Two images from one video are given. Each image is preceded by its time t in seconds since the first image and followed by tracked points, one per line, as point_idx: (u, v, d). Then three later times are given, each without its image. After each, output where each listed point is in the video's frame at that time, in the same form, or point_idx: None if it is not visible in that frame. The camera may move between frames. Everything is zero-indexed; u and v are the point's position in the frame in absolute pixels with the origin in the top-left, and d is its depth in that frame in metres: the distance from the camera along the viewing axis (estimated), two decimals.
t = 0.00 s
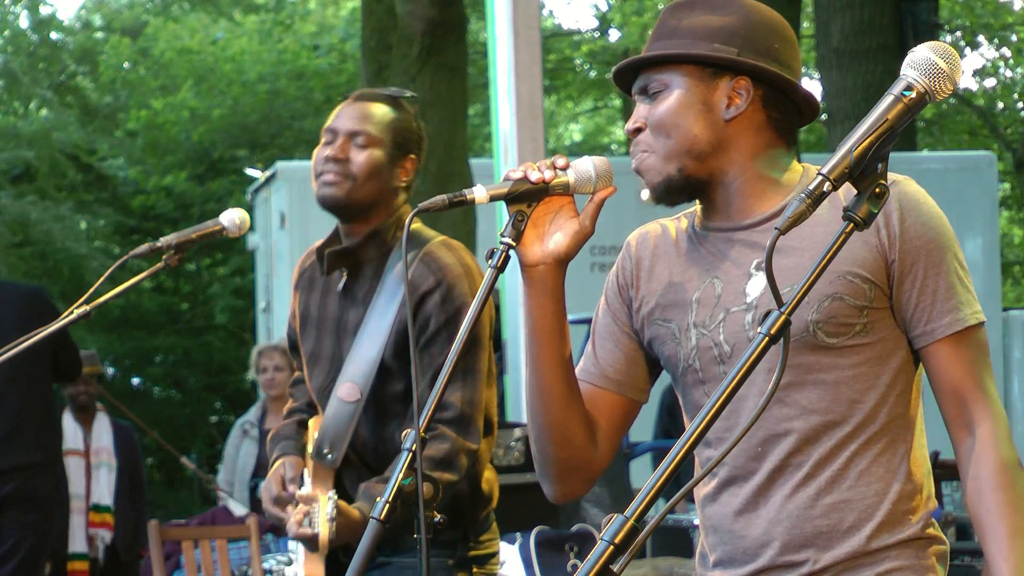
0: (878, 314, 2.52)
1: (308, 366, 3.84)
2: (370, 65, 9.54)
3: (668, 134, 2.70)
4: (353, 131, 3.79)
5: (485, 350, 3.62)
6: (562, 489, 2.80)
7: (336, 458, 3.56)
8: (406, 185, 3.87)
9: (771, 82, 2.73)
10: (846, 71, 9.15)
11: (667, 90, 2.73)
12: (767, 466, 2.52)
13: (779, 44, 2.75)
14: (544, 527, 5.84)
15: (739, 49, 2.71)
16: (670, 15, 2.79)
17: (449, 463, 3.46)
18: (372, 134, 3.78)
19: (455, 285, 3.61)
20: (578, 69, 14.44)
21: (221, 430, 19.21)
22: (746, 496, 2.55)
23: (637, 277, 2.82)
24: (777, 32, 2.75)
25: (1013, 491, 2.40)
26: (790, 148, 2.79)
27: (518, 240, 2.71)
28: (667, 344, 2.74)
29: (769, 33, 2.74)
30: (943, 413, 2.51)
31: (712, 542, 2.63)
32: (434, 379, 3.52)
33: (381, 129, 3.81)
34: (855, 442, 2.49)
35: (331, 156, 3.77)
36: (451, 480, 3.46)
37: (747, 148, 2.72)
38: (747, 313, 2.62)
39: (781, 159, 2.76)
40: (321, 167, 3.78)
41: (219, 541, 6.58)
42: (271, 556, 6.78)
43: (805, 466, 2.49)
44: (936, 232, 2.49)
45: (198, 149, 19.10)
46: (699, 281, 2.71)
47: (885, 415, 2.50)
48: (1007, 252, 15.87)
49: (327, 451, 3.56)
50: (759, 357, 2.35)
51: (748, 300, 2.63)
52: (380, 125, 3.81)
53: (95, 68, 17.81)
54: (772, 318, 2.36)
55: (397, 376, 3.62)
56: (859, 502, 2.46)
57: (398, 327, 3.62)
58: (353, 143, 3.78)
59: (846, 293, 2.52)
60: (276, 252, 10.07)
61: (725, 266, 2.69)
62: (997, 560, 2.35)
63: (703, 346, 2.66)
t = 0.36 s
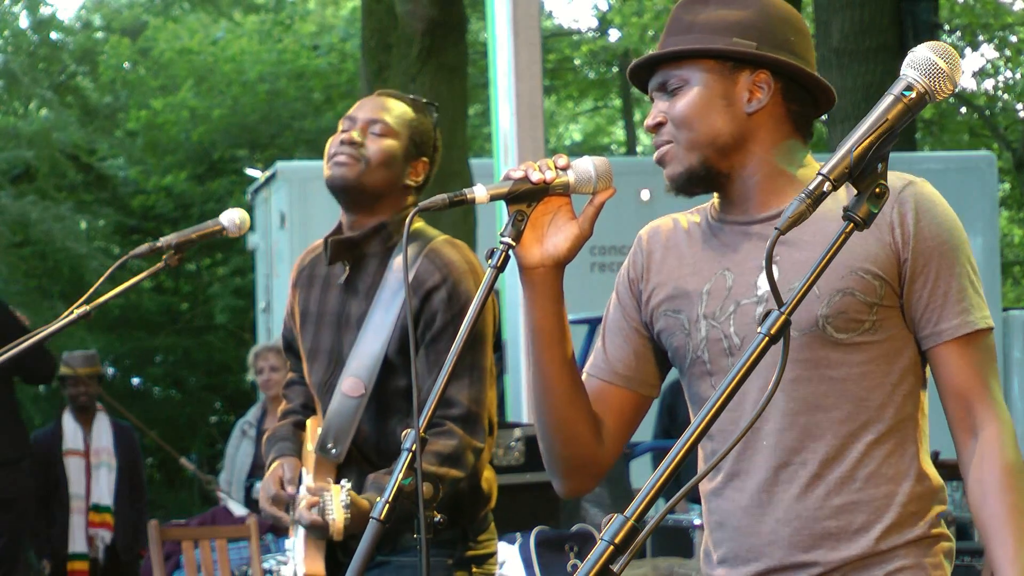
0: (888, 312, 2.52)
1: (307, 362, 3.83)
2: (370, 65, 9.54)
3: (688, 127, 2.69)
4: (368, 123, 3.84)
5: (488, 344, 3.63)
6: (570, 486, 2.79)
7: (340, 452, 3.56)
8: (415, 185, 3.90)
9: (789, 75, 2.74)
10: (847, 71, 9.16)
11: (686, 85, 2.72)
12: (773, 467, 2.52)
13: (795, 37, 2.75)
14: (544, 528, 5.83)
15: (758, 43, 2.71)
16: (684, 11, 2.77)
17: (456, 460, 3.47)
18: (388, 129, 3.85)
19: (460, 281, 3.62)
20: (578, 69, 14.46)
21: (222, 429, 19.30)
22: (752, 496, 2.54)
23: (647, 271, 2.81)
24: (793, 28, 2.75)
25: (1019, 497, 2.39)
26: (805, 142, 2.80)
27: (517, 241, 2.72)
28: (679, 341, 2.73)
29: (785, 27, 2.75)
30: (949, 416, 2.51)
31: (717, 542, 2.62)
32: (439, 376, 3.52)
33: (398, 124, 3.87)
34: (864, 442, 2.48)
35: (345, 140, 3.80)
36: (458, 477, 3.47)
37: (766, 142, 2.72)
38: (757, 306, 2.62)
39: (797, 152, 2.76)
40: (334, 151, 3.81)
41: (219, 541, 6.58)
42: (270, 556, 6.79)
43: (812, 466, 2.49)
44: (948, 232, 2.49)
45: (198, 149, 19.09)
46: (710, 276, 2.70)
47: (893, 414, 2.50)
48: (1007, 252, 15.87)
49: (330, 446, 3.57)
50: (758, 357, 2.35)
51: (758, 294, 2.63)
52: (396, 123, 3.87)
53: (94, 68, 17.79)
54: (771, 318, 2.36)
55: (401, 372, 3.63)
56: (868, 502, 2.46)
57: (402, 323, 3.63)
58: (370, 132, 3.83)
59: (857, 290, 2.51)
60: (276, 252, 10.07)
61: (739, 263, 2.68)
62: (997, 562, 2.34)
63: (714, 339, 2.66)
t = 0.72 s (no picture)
0: (890, 316, 2.54)
1: (310, 368, 3.85)
2: (370, 66, 9.54)
3: (684, 134, 2.68)
4: (335, 153, 3.75)
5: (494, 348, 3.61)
6: (562, 498, 2.80)
7: (346, 457, 3.58)
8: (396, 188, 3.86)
9: (773, 86, 2.78)
10: (846, 71, 9.17)
11: (677, 97, 2.71)
12: (794, 477, 2.53)
13: (773, 52, 2.81)
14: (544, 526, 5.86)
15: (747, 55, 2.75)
16: (661, 25, 2.77)
17: (465, 462, 3.49)
18: (354, 149, 3.75)
19: (463, 283, 3.62)
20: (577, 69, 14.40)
21: (221, 429, 19.23)
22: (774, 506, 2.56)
23: (644, 292, 2.82)
24: (767, 43, 2.81)
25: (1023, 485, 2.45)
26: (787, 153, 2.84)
27: (522, 242, 2.71)
28: (680, 356, 2.75)
29: (762, 45, 2.80)
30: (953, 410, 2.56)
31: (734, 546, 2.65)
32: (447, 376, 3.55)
33: (360, 139, 3.78)
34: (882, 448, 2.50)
35: (324, 186, 3.72)
36: (467, 480, 3.48)
37: (758, 154, 2.75)
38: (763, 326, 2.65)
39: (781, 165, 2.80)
40: (317, 202, 3.74)
41: (219, 541, 6.58)
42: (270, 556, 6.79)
43: (834, 475, 2.50)
44: (941, 229, 2.53)
45: (198, 149, 19.15)
46: (711, 297, 2.73)
47: (908, 414, 2.52)
48: (1007, 252, 15.87)
49: (337, 451, 3.58)
50: (757, 358, 2.35)
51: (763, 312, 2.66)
52: (358, 133, 3.78)
53: (94, 68, 17.78)
54: (771, 318, 2.36)
55: (407, 374, 3.63)
56: (891, 506, 2.48)
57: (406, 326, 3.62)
58: (341, 165, 3.75)
59: (862, 297, 2.53)
60: (276, 252, 10.07)
61: (740, 283, 2.71)
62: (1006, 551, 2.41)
63: (721, 364, 2.68)
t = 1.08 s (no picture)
0: (876, 305, 2.55)
1: (312, 360, 3.84)
2: (370, 66, 9.54)
3: (653, 148, 2.70)
4: (363, 128, 3.78)
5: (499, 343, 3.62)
6: (557, 506, 2.80)
7: (351, 445, 3.57)
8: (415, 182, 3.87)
9: (744, 94, 2.80)
10: (846, 72, 9.16)
11: (648, 106, 2.73)
12: (789, 475, 2.53)
13: (748, 60, 2.82)
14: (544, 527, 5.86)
15: (716, 63, 2.76)
16: (635, 33, 2.79)
17: (470, 452, 3.49)
18: (383, 129, 3.78)
19: (474, 277, 3.63)
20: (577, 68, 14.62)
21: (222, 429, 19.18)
22: (773, 506, 2.55)
23: (626, 296, 2.84)
24: (741, 48, 2.81)
25: None
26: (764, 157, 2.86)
27: (523, 243, 2.69)
28: (669, 361, 2.75)
29: (737, 49, 2.81)
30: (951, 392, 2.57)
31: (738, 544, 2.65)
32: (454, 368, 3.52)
33: (393, 124, 3.82)
34: (877, 438, 2.50)
35: (346, 154, 3.75)
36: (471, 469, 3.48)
37: (732, 162, 2.76)
38: (749, 322, 2.64)
39: (759, 167, 2.81)
40: (336, 168, 3.76)
41: (219, 541, 6.57)
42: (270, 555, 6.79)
43: (832, 467, 2.50)
44: (922, 214, 2.53)
45: (198, 149, 19.10)
46: (694, 296, 2.73)
47: (900, 401, 2.52)
48: (1007, 253, 15.87)
49: (342, 439, 3.57)
50: (759, 357, 2.35)
51: (748, 308, 2.66)
52: (390, 117, 3.82)
53: (94, 68, 17.77)
54: (771, 318, 2.35)
55: (412, 367, 3.66)
56: (891, 497, 2.48)
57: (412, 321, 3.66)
58: (368, 140, 3.77)
59: (847, 285, 2.54)
60: (276, 252, 10.06)
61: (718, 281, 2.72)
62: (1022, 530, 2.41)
63: (709, 360, 2.68)
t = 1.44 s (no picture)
0: (859, 285, 2.55)
1: (312, 352, 3.85)
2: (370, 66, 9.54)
3: (653, 151, 2.69)
4: (393, 115, 3.88)
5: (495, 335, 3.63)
6: (564, 498, 2.82)
7: (346, 436, 3.58)
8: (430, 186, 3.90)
9: (738, 81, 2.77)
10: (846, 71, 9.16)
11: (643, 110, 2.73)
12: (755, 456, 2.56)
13: (736, 41, 2.80)
14: (544, 527, 5.85)
15: (704, 53, 2.74)
16: (619, 34, 2.79)
17: (466, 446, 3.48)
18: (410, 121, 3.87)
19: (472, 272, 3.64)
20: (578, 69, 14.65)
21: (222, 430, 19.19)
22: (746, 488, 2.58)
23: (618, 274, 2.84)
24: (730, 33, 2.80)
25: (1002, 447, 2.41)
26: (761, 136, 2.83)
27: (524, 243, 2.70)
28: (657, 343, 2.75)
29: (728, 37, 2.79)
30: (933, 378, 2.53)
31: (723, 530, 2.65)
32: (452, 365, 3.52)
33: (422, 119, 3.91)
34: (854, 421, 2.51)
35: (369, 128, 3.84)
36: (467, 463, 3.48)
37: (730, 150, 2.74)
38: (731, 298, 2.63)
39: (756, 153, 2.78)
40: (356, 137, 3.84)
41: (219, 541, 6.59)
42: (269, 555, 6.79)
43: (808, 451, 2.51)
44: (912, 201, 2.52)
45: (198, 149, 19.09)
46: (678, 272, 2.73)
47: (877, 386, 2.53)
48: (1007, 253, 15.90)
49: (337, 430, 3.59)
50: (759, 356, 2.35)
51: (730, 282, 2.64)
52: (423, 117, 3.91)
53: (94, 68, 17.78)
54: (772, 318, 2.36)
55: (408, 361, 3.66)
56: (865, 484, 2.49)
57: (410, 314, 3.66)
58: (393, 122, 3.86)
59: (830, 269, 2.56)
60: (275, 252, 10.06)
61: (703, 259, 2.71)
62: (988, 517, 2.35)
63: (689, 335, 2.68)
